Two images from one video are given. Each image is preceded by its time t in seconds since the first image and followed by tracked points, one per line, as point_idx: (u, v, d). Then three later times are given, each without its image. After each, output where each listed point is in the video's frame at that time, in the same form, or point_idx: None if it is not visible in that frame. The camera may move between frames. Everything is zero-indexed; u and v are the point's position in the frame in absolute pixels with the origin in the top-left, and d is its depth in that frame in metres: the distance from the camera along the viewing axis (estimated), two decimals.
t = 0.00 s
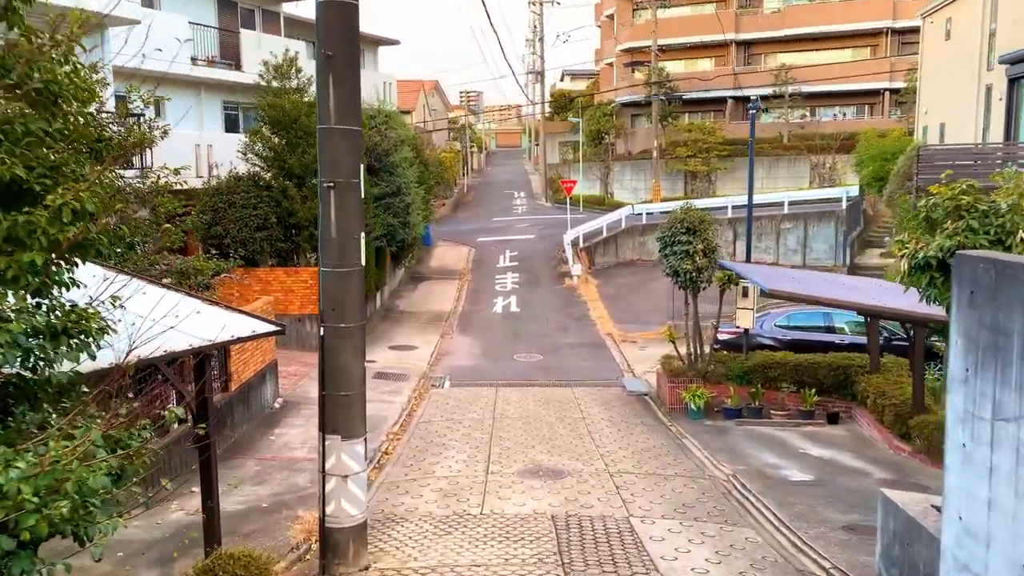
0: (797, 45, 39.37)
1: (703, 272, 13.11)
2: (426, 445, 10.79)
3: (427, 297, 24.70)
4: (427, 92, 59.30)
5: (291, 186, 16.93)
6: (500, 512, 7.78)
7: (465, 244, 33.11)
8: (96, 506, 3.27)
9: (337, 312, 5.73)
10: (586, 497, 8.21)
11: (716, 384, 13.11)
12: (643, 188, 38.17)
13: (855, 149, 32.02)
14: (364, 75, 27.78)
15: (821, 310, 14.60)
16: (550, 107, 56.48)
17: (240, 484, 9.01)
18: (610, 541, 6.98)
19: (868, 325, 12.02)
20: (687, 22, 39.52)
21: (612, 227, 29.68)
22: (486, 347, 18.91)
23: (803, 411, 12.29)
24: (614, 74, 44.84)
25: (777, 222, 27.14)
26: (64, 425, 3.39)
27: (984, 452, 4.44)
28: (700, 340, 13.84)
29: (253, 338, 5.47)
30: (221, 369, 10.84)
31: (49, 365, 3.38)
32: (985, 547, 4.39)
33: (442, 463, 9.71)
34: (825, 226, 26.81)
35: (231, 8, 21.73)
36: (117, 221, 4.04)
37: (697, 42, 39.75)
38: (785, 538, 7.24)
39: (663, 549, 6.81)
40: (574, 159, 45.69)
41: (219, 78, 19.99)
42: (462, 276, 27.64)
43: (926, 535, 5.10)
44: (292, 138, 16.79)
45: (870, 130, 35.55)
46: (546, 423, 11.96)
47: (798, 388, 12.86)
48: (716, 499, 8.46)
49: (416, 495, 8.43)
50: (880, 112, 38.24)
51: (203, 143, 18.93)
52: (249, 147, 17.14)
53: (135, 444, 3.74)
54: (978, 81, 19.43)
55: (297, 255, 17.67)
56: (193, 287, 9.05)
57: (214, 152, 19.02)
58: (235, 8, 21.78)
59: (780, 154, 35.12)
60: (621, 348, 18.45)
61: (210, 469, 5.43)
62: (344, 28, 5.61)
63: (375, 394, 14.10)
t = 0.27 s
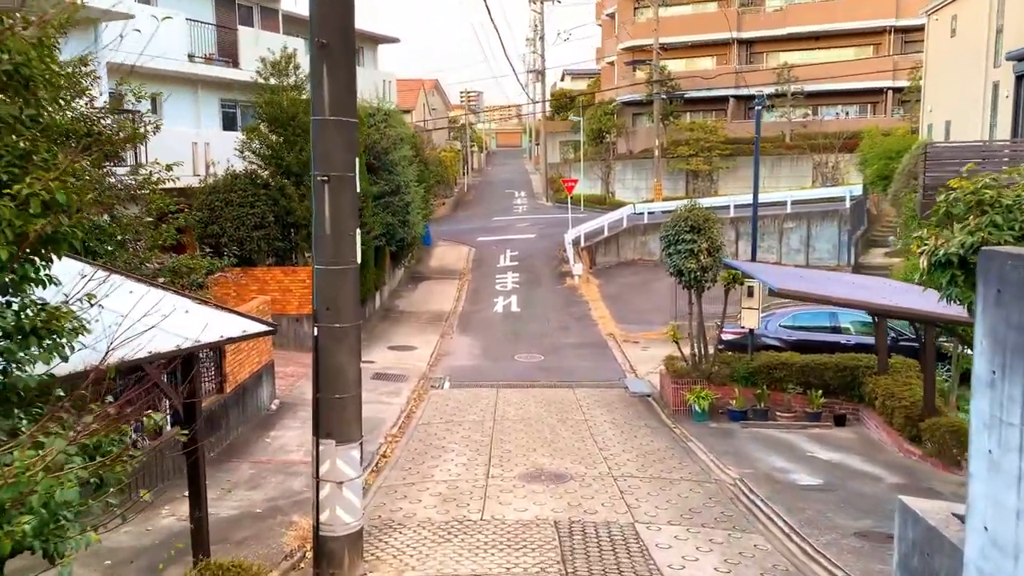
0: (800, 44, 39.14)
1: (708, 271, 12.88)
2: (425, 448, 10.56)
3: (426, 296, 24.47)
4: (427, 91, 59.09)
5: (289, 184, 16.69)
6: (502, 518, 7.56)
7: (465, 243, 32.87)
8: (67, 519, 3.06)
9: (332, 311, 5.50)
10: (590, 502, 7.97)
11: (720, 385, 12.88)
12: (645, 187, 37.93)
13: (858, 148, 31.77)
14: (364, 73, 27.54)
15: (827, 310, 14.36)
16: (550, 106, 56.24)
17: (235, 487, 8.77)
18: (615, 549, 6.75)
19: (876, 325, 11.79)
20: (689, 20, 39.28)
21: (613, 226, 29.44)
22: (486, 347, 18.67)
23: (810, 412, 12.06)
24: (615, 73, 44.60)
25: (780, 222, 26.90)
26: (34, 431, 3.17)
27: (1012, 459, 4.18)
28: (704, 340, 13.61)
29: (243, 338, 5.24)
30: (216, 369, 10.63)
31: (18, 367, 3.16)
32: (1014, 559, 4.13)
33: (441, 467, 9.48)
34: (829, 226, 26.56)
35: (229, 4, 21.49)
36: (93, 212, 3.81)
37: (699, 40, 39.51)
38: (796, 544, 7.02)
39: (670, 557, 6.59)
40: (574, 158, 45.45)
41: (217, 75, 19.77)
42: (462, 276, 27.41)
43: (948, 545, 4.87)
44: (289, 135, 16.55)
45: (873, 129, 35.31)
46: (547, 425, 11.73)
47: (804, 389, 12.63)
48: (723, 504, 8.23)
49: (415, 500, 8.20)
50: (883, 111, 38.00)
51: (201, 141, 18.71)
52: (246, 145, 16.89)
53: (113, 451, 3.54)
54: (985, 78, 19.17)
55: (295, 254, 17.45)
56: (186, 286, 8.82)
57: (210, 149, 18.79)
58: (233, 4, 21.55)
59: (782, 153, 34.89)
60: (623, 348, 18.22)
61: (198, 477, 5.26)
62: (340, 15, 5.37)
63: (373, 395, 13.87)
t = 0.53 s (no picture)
0: (801, 41, 38.91)
1: (711, 268, 12.66)
2: (422, 447, 10.32)
3: (426, 295, 24.23)
4: (427, 90, 58.87)
5: (285, 180, 16.45)
6: (500, 519, 7.32)
7: (464, 242, 32.64)
8: (27, 523, 2.82)
9: (323, 304, 5.26)
10: (591, 503, 7.73)
11: (724, 383, 12.65)
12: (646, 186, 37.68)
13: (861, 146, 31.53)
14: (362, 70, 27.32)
15: (831, 307, 14.13)
16: (551, 105, 56.01)
17: (226, 487, 8.53)
18: (617, 551, 6.51)
19: (883, 322, 11.55)
20: (690, 18, 39.06)
21: (614, 224, 29.21)
22: (485, 346, 18.44)
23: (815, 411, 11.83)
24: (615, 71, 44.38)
25: (782, 220, 26.66)
26: None
27: None
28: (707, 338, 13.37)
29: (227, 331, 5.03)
30: (209, 366, 10.42)
31: None
32: None
33: (439, 467, 9.24)
34: (831, 223, 26.31)
35: None
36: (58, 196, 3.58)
37: (700, 38, 39.28)
38: (803, 546, 6.79)
39: (675, 559, 6.35)
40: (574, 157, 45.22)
41: (213, 71, 19.58)
42: (462, 274, 27.18)
43: (966, 549, 4.61)
44: (286, 131, 16.32)
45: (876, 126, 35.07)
46: (547, 424, 11.50)
47: (809, 387, 12.40)
48: (727, 504, 8.01)
49: (411, 501, 7.96)
50: (885, 108, 37.76)
51: (196, 137, 18.47)
52: (241, 141, 16.66)
53: (83, 449, 3.32)
54: (991, 74, 18.92)
55: (292, 251, 17.22)
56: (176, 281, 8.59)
57: (207, 146, 18.62)
58: None
59: (784, 151, 34.65)
60: (624, 346, 17.99)
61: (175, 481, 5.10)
62: None
63: (371, 393, 13.63)
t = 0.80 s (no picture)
0: (803, 40, 38.71)
1: (715, 267, 12.41)
2: (420, 450, 10.09)
3: (425, 295, 24.01)
4: (426, 89, 58.62)
5: (282, 178, 16.22)
6: (500, 526, 7.07)
7: (464, 242, 32.41)
8: None
9: (314, 303, 5.02)
10: (593, 509, 7.50)
11: (728, 385, 12.42)
12: (647, 185, 37.43)
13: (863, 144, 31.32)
14: (361, 68, 27.11)
15: (837, 308, 13.89)
16: (551, 104, 55.81)
17: (217, 492, 8.28)
18: (621, 560, 6.28)
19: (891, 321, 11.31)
20: (692, 17, 38.84)
21: (615, 224, 29.00)
22: (485, 346, 18.21)
23: (822, 413, 11.59)
24: (616, 70, 44.20)
25: (784, 219, 26.43)
26: None
27: None
28: (711, 339, 13.13)
29: (211, 331, 4.82)
30: (202, 367, 10.20)
31: None
32: None
33: (437, 471, 9.01)
34: (834, 223, 26.10)
35: None
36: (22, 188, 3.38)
37: (701, 36, 39.07)
38: (812, 554, 6.56)
39: (682, 569, 6.11)
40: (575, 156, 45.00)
41: (210, 69, 19.37)
42: (462, 274, 26.97)
43: (989, 559, 4.38)
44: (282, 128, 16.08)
45: (879, 125, 34.85)
46: (548, 426, 11.27)
47: (815, 388, 12.16)
48: (734, 510, 7.76)
49: (408, 507, 7.72)
50: (888, 107, 37.57)
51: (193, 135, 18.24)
52: (237, 139, 16.43)
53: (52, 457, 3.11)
54: (996, 71, 18.72)
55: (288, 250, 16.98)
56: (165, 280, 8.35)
57: (203, 144, 18.46)
58: None
59: (786, 150, 34.43)
60: (625, 347, 17.76)
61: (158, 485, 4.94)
62: None
63: (369, 395, 13.40)
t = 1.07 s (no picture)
0: (805, 38, 38.49)
1: (719, 263, 12.15)
2: (418, 451, 9.84)
3: (424, 294, 23.76)
4: (426, 88, 58.36)
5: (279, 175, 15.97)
6: (499, 530, 6.81)
7: (464, 241, 32.16)
8: None
9: (302, 296, 4.77)
10: (596, 512, 7.24)
11: (732, 384, 12.17)
12: (647, 184, 37.16)
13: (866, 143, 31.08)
14: (359, 65, 26.87)
15: (842, 305, 13.63)
16: (551, 104, 55.56)
17: (207, 494, 8.02)
18: (625, 565, 6.02)
19: (900, 319, 11.06)
20: (693, 15, 38.62)
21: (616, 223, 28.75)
22: (485, 345, 17.95)
23: (828, 412, 11.33)
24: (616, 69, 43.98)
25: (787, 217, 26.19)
26: None
27: None
28: (715, 337, 12.88)
29: (195, 325, 4.58)
30: (194, 365, 9.97)
31: None
32: None
33: (435, 472, 8.76)
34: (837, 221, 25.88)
35: None
36: None
37: (702, 35, 38.85)
38: (825, 559, 6.30)
39: None
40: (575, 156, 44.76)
41: (206, 64, 19.13)
42: (462, 273, 26.72)
43: (1016, 565, 4.13)
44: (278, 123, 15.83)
45: (881, 123, 34.61)
46: (549, 426, 11.02)
47: (821, 388, 11.90)
48: (741, 512, 7.51)
49: (405, 510, 7.45)
50: (890, 105, 37.35)
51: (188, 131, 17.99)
52: (233, 134, 16.18)
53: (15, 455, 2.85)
54: (1002, 67, 18.50)
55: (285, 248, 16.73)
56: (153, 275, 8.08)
57: (199, 140, 18.26)
58: None
59: (788, 149, 34.18)
60: (627, 346, 17.51)
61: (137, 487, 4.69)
62: None
63: (366, 394, 13.14)
